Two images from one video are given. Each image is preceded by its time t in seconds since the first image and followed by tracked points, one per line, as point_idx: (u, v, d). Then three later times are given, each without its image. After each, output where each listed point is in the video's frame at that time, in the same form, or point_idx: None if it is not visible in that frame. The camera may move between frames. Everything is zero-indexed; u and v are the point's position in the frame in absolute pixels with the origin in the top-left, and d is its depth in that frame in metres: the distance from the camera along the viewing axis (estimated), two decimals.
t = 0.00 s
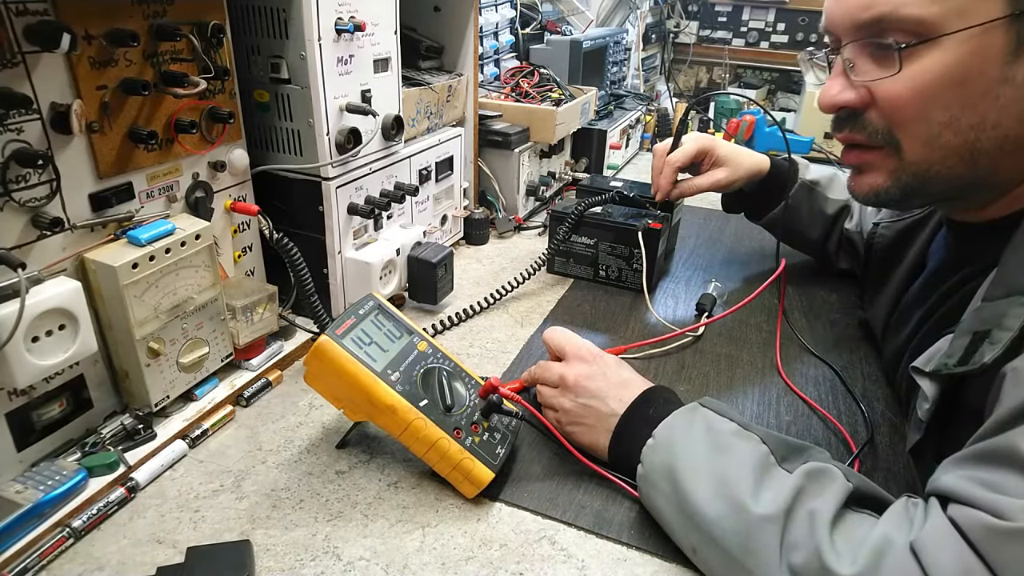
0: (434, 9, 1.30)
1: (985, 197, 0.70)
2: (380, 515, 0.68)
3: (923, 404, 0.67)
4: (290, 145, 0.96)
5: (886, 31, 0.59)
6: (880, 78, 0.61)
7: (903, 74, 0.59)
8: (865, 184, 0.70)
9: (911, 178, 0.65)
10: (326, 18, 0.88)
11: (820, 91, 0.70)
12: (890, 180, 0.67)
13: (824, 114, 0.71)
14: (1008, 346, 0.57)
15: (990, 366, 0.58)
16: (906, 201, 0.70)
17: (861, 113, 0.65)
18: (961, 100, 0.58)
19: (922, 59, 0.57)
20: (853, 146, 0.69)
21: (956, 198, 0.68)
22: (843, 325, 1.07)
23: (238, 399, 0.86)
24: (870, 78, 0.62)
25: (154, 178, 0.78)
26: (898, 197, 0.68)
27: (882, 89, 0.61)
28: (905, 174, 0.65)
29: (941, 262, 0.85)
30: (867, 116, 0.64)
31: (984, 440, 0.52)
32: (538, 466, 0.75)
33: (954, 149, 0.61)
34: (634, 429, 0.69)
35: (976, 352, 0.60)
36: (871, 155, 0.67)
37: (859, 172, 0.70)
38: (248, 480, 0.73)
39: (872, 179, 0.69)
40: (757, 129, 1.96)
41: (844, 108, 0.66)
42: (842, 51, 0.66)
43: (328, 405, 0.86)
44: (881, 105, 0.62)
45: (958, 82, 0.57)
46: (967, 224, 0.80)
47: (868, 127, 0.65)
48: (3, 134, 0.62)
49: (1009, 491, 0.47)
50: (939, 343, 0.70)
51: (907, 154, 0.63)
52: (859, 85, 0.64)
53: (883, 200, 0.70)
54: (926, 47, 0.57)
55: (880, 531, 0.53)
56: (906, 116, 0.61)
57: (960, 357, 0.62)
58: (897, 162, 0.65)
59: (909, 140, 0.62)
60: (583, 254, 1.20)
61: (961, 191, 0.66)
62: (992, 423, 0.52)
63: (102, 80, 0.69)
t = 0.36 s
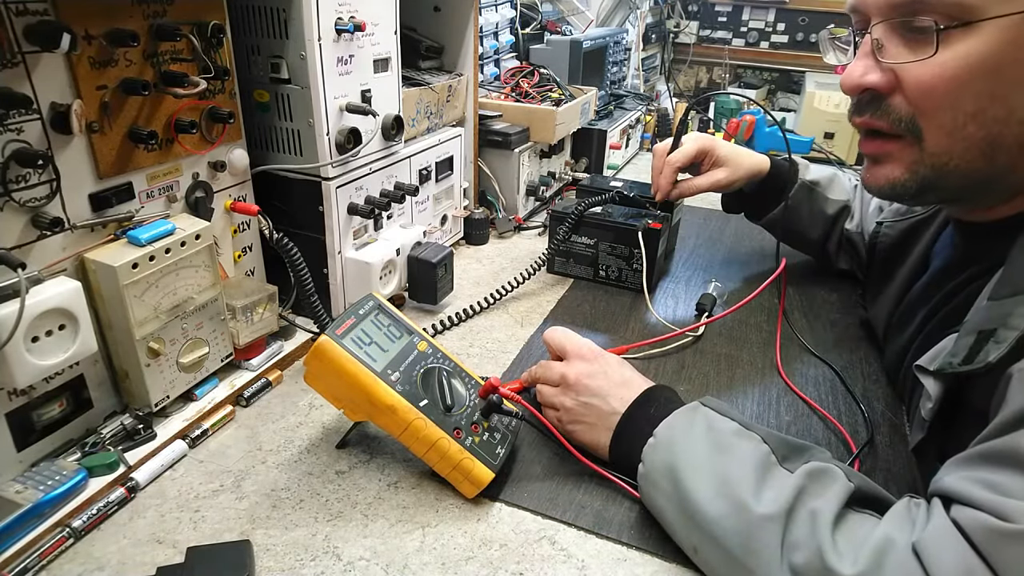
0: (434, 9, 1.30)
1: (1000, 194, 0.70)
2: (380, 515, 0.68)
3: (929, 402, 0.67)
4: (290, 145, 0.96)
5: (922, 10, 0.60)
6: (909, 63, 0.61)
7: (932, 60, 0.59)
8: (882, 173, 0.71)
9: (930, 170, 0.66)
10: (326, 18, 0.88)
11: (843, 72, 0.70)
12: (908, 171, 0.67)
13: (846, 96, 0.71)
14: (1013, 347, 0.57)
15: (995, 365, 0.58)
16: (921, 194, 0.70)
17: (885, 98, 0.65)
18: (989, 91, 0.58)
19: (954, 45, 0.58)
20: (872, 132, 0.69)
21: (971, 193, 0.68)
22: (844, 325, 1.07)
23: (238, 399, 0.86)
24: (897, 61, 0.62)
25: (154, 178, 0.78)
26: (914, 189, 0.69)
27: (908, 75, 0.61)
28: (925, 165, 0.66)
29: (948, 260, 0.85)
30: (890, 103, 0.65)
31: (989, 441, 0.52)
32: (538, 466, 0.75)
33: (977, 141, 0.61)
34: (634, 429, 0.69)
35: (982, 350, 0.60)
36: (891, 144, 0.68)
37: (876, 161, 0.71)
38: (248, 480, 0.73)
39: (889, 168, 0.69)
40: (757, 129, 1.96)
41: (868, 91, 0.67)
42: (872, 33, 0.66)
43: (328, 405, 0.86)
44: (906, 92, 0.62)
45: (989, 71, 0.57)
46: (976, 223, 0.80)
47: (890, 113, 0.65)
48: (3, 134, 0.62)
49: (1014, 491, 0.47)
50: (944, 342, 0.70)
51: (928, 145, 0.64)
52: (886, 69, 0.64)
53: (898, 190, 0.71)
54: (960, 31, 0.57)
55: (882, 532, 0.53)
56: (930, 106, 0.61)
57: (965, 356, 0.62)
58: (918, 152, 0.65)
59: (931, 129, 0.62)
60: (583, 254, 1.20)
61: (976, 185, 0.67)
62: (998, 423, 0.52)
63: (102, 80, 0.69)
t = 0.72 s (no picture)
0: (434, 9, 1.30)
1: (1010, 188, 0.71)
2: (380, 515, 0.68)
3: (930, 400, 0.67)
4: (290, 145, 0.96)
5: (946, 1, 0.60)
6: (930, 54, 0.61)
7: (953, 51, 0.59)
8: (892, 163, 0.71)
9: (942, 162, 0.66)
10: (326, 18, 0.88)
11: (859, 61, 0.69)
12: (920, 161, 0.67)
13: (861, 85, 0.70)
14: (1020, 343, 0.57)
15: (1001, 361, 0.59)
16: (930, 185, 0.70)
17: (902, 88, 0.65)
18: (1010, 84, 0.58)
19: (979, 37, 0.58)
20: (886, 122, 0.69)
21: (981, 185, 0.69)
22: (844, 325, 1.07)
23: (239, 399, 0.86)
24: (918, 51, 0.62)
25: (154, 178, 0.78)
26: (925, 181, 0.69)
27: (928, 66, 0.61)
28: (938, 156, 0.65)
29: (951, 258, 0.85)
30: (908, 93, 0.64)
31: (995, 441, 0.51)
32: (538, 465, 0.75)
33: (993, 134, 0.61)
34: (634, 429, 0.69)
35: (985, 349, 0.61)
36: (906, 134, 0.67)
37: (887, 151, 0.71)
38: (248, 480, 0.73)
39: (900, 158, 0.69)
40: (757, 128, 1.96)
41: (886, 81, 0.66)
42: (891, 21, 0.65)
43: (328, 404, 0.86)
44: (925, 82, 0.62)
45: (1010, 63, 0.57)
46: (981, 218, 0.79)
47: (908, 104, 0.65)
48: (3, 134, 0.62)
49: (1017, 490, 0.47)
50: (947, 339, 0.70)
51: (945, 136, 0.64)
52: (906, 59, 0.64)
53: (907, 183, 0.70)
54: (985, 24, 0.57)
55: (884, 532, 0.53)
56: (948, 97, 0.61)
57: (969, 354, 0.62)
58: (933, 142, 0.65)
59: (948, 121, 0.62)
60: (583, 254, 1.20)
61: (987, 180, 0.67)
62: (1003, 423, 0.52)
63: (102, 80, 0.69)
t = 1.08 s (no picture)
0: (434, 9, 1.30)
1: None
2: (381, 515, 0.68)
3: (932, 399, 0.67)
4: (290, 145, 0.96)
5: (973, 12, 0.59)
6: (954, 64, 0.61)
7: (978, 63, 0.59)
8: (906, 170, 0.71)
9: (960, 171, 0.66)
10: (326, 18, 0.88)
11: (879, 65, 0.69)
12: (937, 170, 0.68)
13: (881, 90, 0.70)
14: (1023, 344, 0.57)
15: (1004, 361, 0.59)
16: (943, 192, 0.71)
17: (923, 96, 0.65)
18: None
19: (1007, 51, 0.58)
20: (903, 129, 0.69)
21: (992, 192, 0.70)
22: (844, 324, 1.07)
23: (239, 399, 0.86)
24: (942, 60, 0.62)
25: (154, 178, 0.78)
26: (940, 189, 0.70)
27: (951, 75, 0.61)
28: (956, 165, 0.66)
29: (955, 257, 0.85)
30: (928, 101, 0.64)
31: (998, 440, 0.51)
32: (538, 465, 0.75)
33: (1011, 145, 0.62)
34: (634, 429, 0.69)
35: (989, 347, 0.61)
36: (924, 143, 0.68)
37: (903, 158, 0.71)
38: (248, 480, 0.73)
39: (916, 165, 0.69)
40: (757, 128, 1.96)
41: (906, 89, 0.66)
42: (915, 26, 0.65)
43: (328, 404, 0.86)
44: (947, 92, 0.62)
45: None
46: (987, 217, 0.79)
47: (928, 112, 0.65)
48: (3, 134, 0.62)
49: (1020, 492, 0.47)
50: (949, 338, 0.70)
51: (965, 146, 0.64)
52: (929, 67, 0.63)
53: (920, 190, 0.71)
54: (1014, 39, 0.57)
55: (885, 531, 0.53)
56: (968, 108, 0.62)
57: (973, 353, 0.63)
58: (952, 150, 0.65)
59: (967, 131, 0.63)
60: (583, 255, 1.20)
61: (1001, 186, 0.68)
62: (1006, 423, 0.52)
63: (102, 80, 0.69)
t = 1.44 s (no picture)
0: (434, 8, 1.30)
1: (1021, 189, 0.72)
2: (381, 515, 0.68)
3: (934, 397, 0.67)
4: (290, 145, 0.96)
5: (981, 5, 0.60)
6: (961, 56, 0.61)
7: (986, 55, 0.60)
8: (909, 161, 0.71)
9: (963, 163, 0.66)
10: (326, 18, 0.88)
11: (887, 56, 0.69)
12: (940, 162, 0.68)
13: (887, 81, 0.70)
14: None
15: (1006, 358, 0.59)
16: (944, 184, 0.71)
17: (929, 87, 0.65)
18: None
19: (1015, 43, 0.58)
20: (908, 121, 0.69)
21: (993, 186, 0.70)
22: (844, 324, 1.07)
23: (239, 399, 0.86)
24: (950, 52, 0.62)
25: (154, 178, 0.78)
26: (942, 181, 0.70)
27: (958, 66, 0.61)
28: (959, 158, 0.66)
29: (957, 256, 0.85)
30: (935, 92, 0.65)
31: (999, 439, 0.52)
32: (539, 465, 0.75)
33: (1016, 137, 0.62)
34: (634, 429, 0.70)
35: (992, 345, 0.61)
36: (929, 134, 0.68)
37: (906, 149, 0.71)
38: (248, 480, 0.73)
39: (920, 157, 0.70)
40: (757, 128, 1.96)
41: (913, 79, 0.66)
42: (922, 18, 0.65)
43: (328, 404, 0.86)
44: (954, 83, 0.62)
45: None
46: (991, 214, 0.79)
47: (934, 102, 0.65)
48: (3, 134, 0.62)
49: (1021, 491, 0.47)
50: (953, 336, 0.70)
51: (969, 138, 0.64)
52: (937, 59, 0.63)
53: (922, 182, 0.71)
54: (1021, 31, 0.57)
55: (885, 530, 0.53)
56: (973, 100, 0.62)
57: (975, 350, 0.63)
58: (957, 142, 0.65)
59: (973, 123, 0.63)
60: (583, 255, 1.20)
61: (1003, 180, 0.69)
62: (1008, 422, 0.52)
63: (102, 80, 0.69)
